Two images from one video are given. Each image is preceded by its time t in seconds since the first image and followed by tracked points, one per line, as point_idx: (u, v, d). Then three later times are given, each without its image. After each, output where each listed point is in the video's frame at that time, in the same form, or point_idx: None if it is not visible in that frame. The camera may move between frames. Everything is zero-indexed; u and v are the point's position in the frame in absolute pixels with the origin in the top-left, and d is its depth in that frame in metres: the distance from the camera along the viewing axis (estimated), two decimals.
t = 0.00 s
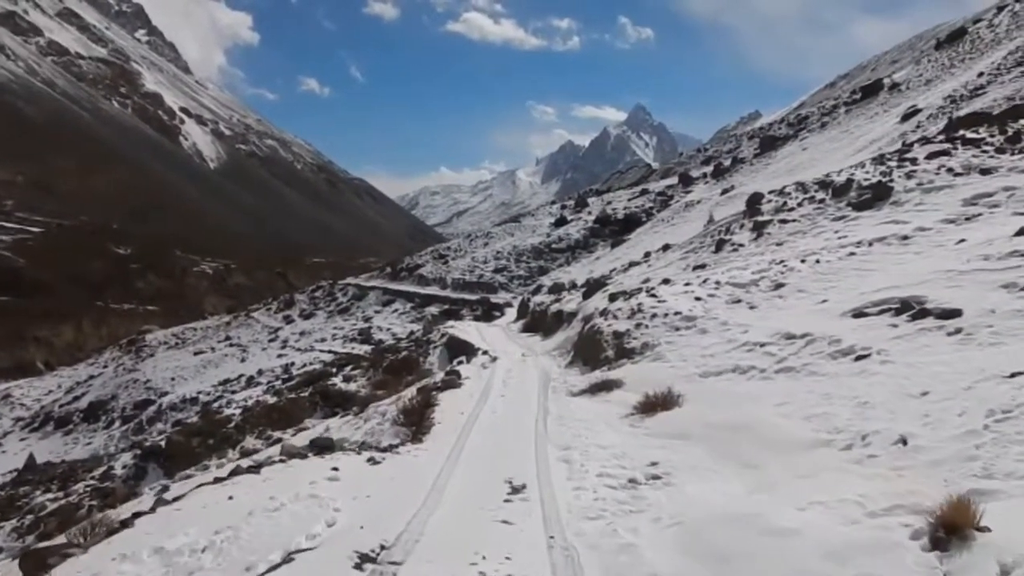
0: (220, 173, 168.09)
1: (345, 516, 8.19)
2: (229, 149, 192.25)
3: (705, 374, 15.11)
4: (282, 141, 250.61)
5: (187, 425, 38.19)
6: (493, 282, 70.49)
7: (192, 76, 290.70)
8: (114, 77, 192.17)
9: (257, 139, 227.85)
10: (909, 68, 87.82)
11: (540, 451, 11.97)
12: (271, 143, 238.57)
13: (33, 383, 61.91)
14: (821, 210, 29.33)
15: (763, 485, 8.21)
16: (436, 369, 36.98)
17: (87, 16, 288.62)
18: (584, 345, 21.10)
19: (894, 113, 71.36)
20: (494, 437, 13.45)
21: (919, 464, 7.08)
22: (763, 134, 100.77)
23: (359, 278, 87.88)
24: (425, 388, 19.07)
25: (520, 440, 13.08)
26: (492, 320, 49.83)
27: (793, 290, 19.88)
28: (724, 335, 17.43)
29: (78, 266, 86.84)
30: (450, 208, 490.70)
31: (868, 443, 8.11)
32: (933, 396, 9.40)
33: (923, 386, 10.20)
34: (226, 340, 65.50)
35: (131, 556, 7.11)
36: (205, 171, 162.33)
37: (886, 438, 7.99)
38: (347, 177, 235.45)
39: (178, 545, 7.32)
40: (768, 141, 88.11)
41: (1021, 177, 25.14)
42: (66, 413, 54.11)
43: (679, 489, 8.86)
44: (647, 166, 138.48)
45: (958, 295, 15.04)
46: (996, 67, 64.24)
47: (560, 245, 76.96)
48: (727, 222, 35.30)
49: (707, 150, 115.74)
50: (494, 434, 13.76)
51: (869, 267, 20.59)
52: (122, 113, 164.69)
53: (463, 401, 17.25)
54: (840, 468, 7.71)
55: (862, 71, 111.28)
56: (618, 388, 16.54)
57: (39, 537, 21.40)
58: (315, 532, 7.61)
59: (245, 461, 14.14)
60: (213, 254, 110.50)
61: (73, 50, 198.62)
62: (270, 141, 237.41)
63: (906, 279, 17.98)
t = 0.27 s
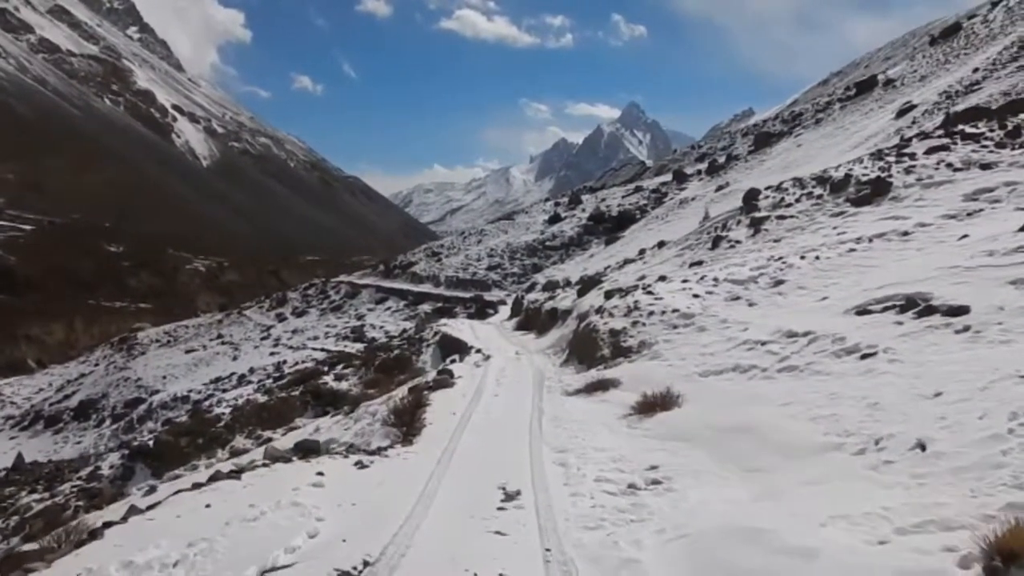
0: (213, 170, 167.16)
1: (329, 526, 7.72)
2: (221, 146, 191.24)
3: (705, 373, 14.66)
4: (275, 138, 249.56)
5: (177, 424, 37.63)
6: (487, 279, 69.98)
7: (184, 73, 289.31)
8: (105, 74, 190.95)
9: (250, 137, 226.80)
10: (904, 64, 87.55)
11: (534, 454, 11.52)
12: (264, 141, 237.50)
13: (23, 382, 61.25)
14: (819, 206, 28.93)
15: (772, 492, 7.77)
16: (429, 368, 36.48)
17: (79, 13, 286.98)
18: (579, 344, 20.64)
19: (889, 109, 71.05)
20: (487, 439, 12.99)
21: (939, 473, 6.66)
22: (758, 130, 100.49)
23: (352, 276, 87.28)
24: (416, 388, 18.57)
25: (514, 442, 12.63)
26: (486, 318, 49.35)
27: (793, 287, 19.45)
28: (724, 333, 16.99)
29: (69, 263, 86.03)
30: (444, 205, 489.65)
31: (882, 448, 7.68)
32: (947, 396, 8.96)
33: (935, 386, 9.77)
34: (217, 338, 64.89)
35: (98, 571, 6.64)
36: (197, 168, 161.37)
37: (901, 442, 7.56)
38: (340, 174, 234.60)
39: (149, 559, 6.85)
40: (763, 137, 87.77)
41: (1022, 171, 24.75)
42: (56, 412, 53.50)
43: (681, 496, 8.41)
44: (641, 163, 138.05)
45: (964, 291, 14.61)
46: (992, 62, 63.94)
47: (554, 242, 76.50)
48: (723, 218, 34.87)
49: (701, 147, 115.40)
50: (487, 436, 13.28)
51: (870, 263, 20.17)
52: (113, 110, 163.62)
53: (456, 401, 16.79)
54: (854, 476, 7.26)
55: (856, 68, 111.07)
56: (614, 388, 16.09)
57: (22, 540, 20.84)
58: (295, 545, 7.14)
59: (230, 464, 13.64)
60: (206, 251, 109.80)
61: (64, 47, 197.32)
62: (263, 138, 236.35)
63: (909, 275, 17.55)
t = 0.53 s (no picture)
0: (207, 168, 166.29)
1: (314, 540, 7.26)
2: (215, 144, 190.34)
3: (707, 374, 14.20)
4: (268, 136, 248.45)
5: (167, 424, 37.08)
6: (481, 277, 69.46)
7: (178, 72, 288.02)
8: (98, 72, 189.78)
9: (244, 135, 225.91)
10: (899, 61, 87.28)
11: (532, 459, 11.05)
12: (257, 139, 236.48)
13: (14, 381, 60.60)
14: (819, 202, 28.53)
15: (786, 504, 7.31)
16: (423, 367, 35.96)
17: (71, 10, 285.21)
18: (576, 344, 20.14)
19: (884, 105, 70.76)
20: (482, 443, 12.53)
21: (969, 486, 6.22)
22: (753, 128, 100.18)
23: (346, 274, 86.69)
24: (409, 388, 18.06)
25: (511, 446, 12.16)
26: (481, 316, 48.87)
27: (794, 284, 19.01)
28: (726, 331, 16.53)
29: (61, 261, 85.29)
30: (438, 203, 488.81)
31: (904, 455, 7.26)
32: (967, 399, 8.51)
33: (952, 387, 9.32)
34: (210, 337, 64.25)
35: None
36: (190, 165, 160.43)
37: (925, 449, 7.13)
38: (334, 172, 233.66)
39: None
40: (758, 134, 87.42)
41: None
42: (48, 411, 52.92)
43: (689, 507, 7.97)
44: (636, 160, 137.67)
45: (974, 288, 14.16)
46: (988, 58, 63.65)
47: (549, 240, 76.02)
48: (721, 214, 34.46)
49: (696, 145, 115.02)
50: (482, 440, 12.81)
51: (873, 260, 19.73)
52: (106, 107, 162.65)
53: (450, 403, 16.31)
54: (874, 489, 6.81)
55: (850, 65, 110.85)
56: (613, 389, 15.62)
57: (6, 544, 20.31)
58: (276, 561, 6.67)
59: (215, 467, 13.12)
60: (199, 250, 109.01)
61: (57, 45, 196.16)
62: (257, 136, 235.38)
63: (914, 272, 17.11)
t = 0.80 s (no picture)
0: (203, 166, 165.55)
1: (301, 553, 6.83)
2: (211, 143, 189.52)
3: (710, 376, 13.76)
4: (264, 134, 247.65)
5: (159, 424, 36.55)
6: (477, 277, 69.00)
7: (173, 70, 286.88)
8: (94, 70, 188.85)
9: (240, 133, 225.12)
10: (897, 61, 87.04)
11: (530, 465, 10.61)
12: (253, 138, 235.79)
13: (6, 380, 60.00)
14: (821, 201, 28.15)
15: (802, 518, 6.88)
16: (419, 368, 35.47)
17: (67, 8, 283.93)
18: (574, 345, 19.67)
19: (883, 105, 70.45)
20: (478, 448, 12.08)
21: (1003, 501, 5.82)
22: (750, 128, 99.86)
23: (341, 273, 86.12)
24: (404, 389, 17.59)
25: (508, 450, 11.72)
26: (477, 315, 48.41)
27: (798, 284, 18.59)
28: (728, 332, 16.10)
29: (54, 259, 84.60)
30: (434, 203, 488.08)
31: (928, 464, 6.85)
32: (990, 405, 8.11)
33: (971, 392, 8.92)
34: (205, 336, 63.69)
35: None
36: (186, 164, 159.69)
37: (950, 460, 6.73)
38: (330, 170, 232.95)
39: None
40: (756, 134, 87.08)
41: None
42: (41, 410, 52.40)
43: (698, 518, 7.54)
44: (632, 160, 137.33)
45: (986, 288, 13.76)
46: (987, 58, 63.37)
47: (546, 239, 75.58)
48: (720, 213, 34.05)
49: (694, 144, 114.66)
50: (479, 444, 12.37)
51: (878, 260, 19.34)
52: (102, 105, 161.80)
53: (445, 404, 15.85)
54: (898, 503, 6.38)
55: (848, 65, 110.55)
56: (613, 392, 15.17)
57: None
58: None
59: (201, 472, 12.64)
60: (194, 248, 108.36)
61: (53, 42, 195.15)
62: (253, 135, 234.56)
63: (922, 272, 16.71)
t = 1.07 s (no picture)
0: (198, 165, 164.74)
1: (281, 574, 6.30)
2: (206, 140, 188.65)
3: (715, 377, 13.24)
4: (260, 131, 246.62)
5: (150, 425, 35.98)
6: (473, 275, 68.46)
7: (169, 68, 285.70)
8: (89, 67, 187.82)
9: (235, 131, 224.28)
10: (895, 60, 86.64)
11: (528, 471, 10.09)
12: (249, 136, 234.84)
13: None
14: (823, 198, 27.67)
15: (821, 537, 6.40)
16: (414, 367, 34.93)
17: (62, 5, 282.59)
18: (572, 343, 19.16)
19: (881, 103, 70.03)
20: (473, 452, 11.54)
21: None
22: (747, 126, 99.40)
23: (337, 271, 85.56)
24: (397, 391, 17.04)
25: (505, 455, 11.23)
26: (473, 314, 47.87)
27: (803, 282, 18.07)
28: (732, 332, 15.58)
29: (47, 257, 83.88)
30: (430, 201, 487.36)
31: (960, 477, 6.35)
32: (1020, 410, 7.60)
33: (995, 395, 8.41)
34: (199, 334, 63.07)
35: None
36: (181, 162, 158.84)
37: (985, 473, 6.23)
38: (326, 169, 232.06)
39: None
40: (753, 133, 86.67)
41: None
42: (33, 410, 51.84)
43: (710, 532, 7.03)
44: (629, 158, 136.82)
45: (1000, 286, 13.26)
46: (987, 56, 62.95)
47: (542, 238, 75.07)
48: (720, 210, 33.54)
49: (690, 143, 114.26)
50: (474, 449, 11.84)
51: (884, 258, 18.83)
52: (97, 103, 160.90)
53: (441, 405, 15.34)
54: (927, 519, 5.92)
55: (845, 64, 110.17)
56: (614, 393, 14.65)
57: None
58: None
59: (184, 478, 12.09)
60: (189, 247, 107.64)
61: (47, 40, 194.07)
62: (248, 133, 233.72)
63: (931, 269, 16.20)
